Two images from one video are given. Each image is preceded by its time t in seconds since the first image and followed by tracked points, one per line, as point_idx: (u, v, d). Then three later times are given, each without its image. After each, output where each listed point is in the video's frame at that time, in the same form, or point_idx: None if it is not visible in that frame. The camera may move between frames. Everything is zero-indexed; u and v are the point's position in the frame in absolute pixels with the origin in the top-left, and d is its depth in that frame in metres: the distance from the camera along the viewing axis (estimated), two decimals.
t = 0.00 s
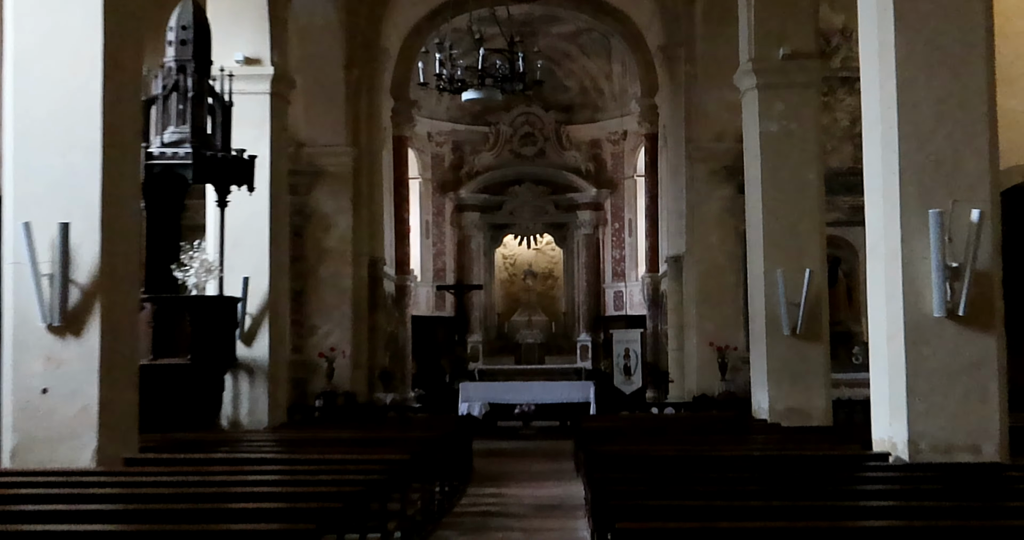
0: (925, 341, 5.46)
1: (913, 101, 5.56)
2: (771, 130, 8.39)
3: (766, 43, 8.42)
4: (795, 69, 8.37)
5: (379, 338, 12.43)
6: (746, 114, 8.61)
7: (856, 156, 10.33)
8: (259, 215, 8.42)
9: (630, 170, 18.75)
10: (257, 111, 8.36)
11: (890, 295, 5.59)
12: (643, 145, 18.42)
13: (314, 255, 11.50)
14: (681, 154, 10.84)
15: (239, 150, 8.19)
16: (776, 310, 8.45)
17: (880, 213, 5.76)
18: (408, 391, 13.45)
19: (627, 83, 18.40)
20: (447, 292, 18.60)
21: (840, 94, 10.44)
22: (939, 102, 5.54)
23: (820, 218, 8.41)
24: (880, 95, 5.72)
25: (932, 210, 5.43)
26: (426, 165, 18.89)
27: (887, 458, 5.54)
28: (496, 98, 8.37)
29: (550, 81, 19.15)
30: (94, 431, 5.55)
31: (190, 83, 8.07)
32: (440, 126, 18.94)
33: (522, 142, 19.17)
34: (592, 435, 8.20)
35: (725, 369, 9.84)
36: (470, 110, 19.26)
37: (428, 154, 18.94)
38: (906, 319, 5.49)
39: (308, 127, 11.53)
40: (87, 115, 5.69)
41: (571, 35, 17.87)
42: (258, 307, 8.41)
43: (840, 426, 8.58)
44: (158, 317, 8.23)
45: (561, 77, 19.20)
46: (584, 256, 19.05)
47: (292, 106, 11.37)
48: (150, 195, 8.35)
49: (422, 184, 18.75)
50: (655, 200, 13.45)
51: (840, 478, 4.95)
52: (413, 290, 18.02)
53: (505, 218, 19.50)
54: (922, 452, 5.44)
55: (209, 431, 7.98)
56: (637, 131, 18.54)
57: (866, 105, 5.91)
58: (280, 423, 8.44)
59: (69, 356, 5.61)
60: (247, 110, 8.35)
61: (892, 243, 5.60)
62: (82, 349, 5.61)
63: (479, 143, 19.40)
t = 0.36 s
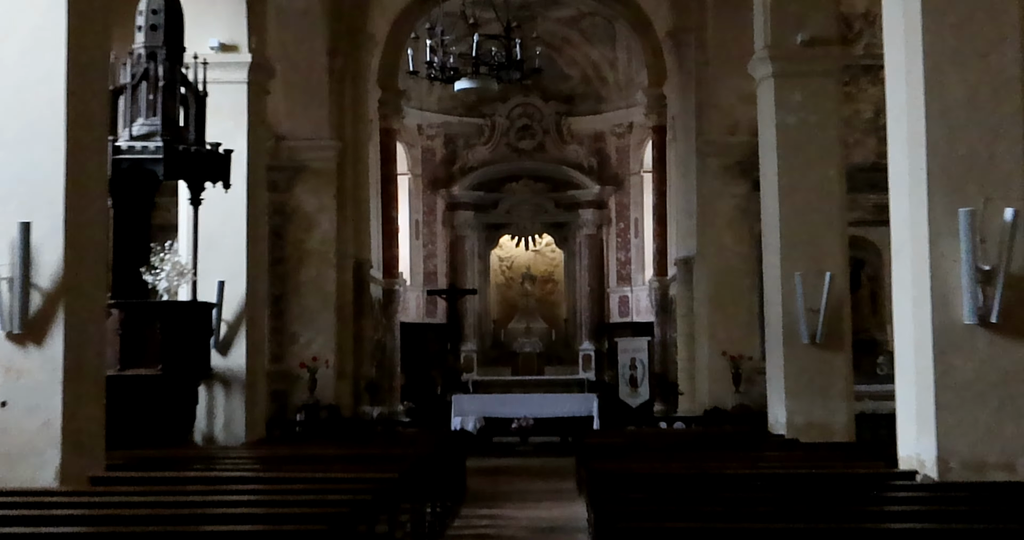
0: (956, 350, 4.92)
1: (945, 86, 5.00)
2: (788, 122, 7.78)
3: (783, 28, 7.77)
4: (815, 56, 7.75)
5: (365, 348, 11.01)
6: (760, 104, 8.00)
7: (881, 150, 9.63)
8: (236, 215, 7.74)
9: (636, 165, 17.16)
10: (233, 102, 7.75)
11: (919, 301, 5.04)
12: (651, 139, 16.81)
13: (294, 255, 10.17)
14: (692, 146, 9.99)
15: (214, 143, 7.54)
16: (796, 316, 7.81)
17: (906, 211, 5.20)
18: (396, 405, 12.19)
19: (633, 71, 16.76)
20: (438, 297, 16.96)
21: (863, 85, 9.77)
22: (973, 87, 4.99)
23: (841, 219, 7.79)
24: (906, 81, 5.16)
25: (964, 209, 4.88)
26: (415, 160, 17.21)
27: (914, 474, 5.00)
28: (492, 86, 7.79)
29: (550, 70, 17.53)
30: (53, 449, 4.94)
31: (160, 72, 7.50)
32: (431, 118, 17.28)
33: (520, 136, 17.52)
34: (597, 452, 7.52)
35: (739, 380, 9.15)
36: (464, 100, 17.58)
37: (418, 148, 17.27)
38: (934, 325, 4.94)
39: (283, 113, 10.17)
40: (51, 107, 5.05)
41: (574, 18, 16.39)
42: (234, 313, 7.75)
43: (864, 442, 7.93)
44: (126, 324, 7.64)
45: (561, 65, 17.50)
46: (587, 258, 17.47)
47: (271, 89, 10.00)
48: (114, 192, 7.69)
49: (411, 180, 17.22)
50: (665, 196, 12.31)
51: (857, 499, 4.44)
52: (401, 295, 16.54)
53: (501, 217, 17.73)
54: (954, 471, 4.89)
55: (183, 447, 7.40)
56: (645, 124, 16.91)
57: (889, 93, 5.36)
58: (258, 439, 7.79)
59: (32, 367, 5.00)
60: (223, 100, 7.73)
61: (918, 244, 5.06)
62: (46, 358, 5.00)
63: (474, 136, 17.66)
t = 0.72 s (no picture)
0: (991, 366, 4.54)
1: (981, 80, 4.60)
2: (812, 121, 7.20)
3: (805, 18, 7.18)
4: (841, 50, 7.17)
5: (354, 364, 10.08)
6: (781, 101, 7.41)
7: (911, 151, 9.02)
8: (213, 220, 7.14)
9: (646, 167, 15.98)
10: (211, 98, 7.16)
11: (950, 316, 4.65)
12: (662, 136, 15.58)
13: (279, 265, 9.34)
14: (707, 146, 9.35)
15: (190, 144, 6.95)
16: (819, 331, 7.22)
17: (932, 219, 4.81)
18: (389, 426, 11.24)
19: (643, 64, 15.59)
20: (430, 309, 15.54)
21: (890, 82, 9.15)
22: (1012, 79, 4.59)
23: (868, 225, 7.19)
24: (936, 75, 4.74)
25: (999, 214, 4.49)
26: (409, 161, 15.93)
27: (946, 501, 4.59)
28: (491, 81, 7.26)
29: (554, 65, 16.31)
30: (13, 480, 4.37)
31: (132, 66, 6.93)
32: (424, 115, 15.96)
33: (520, 135, 16.23)
34: (605, 478, 6.88)
35: (758, 401, 8.47)
36: (460, 97, 16.33)
37: (411, 148, 16.01)
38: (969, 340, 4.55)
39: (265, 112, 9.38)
40: (11, 104, 4.45)
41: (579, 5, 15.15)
42: (212, 328, 7.16)
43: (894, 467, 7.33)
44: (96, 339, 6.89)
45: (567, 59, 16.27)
46: (593, 268, 16.09)
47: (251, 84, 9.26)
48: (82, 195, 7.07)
49: (403, 183, 15.91)
50: (678, 201, 11.51)
51: (895, 531, 3.85)
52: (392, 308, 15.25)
53: (500, 223, 16.36)
54: (991, 498, 4.50)
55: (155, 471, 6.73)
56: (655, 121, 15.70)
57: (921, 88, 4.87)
58: (237, 464, 7.19)
59: None
60: (200, 97, 7.15)
61: (949, 251, 4.67)
62: (8, 377, 4.41)
63: (471, 136, 16.35)
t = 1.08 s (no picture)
0: None
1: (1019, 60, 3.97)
2: (835, 120, 6.66)
3: (827, 8, 6.64)
4: (867, 43, 6.62)
5: (340, 384, 9.48)
6: (801, 99, 6.86)
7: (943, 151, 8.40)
8: (187, 227, 6.58)
9: (655, 170, 14.47)
10: (185, 94, 6.62)
11: (985, 328, 4.00)
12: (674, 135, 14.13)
13: (257, 276, 8.76)
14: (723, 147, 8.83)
15: (163, 144, 6.42)
16: (846, 347, 6.66)
17: (963, 226, 4.18)
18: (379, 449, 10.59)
19: (653, 58, 14.21)
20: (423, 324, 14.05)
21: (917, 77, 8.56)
22: None
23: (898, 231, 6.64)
24: (965, 55, 4.10)
25: None
26: (399, 162, 14.37)
27: None
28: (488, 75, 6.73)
29: (555, 58, 14.85)
30: None
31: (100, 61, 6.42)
32: (416, 114, 14.47)
33: (520, 135, 14.69)
34: (614, 507, 6.28)
35: (778, 422, 8.01)
36: (455, 94, 14.84)
37: (402, 148, 14.42)
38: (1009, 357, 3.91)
39: (245, 111, 8.78)
40: None
41: None
42: (186, 343, 6.58)
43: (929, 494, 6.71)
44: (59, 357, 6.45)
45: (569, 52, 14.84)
46: (599, 278, 14.62)
47: (229, 80, 8.65)
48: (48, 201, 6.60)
49: (394, 187, 14.36)
50: (690, 205, 10.95)
51: None
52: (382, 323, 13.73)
53: (500, 230, 14.85)
54: None
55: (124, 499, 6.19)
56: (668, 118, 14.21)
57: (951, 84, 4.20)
58: (213, 491, 6.61)
59: None
60: (173, 95, 6.60)
61: (983, 256, 4.02)
62: None
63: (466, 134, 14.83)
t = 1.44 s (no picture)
0: None
1: None
2: (862, 114, 6.16)
3: None
4: (896, 31, 6.12)
5: (327, 399, 8.94)
6: (824, 91, 6.36)
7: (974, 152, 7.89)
8: (161, 230, 6.10)
9: (667, 169, 13.60)
10: (159, 86, 6.10)
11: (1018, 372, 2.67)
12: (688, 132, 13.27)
13: (238, 283, 8.27)
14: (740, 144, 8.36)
15: (135, 140, 5.93)
16: (874, 362, 6.15)
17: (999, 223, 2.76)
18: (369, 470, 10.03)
19: (666, 49, 13.21)
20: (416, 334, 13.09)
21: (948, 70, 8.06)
22: None
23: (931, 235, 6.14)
24: None
25: None
26: (390, 160, 13.55)
27: None
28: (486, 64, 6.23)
29: (558, 49, 13.94)
30: None
31: (68, 50, 5.85)
32: (409, 108, 13.58)
33: (521, 130, 13.86)
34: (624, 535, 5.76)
35: (799, 441, 7.51)
36: (451, 86, 13.90)
37: (395, 145, 13.57)
38: None
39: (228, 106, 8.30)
40: None
41: None
42: (160, 356, 6.08)
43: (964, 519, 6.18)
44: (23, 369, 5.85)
45: (574, 42, 13.94)
46: (606, 286, 13.62)
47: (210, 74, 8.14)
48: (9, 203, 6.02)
49: (385, 186, 13.47)
50: (704, 207, 10.39)
51: None
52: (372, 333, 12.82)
53: (498, 233, 13.85)
54: None
55: (94, 523, 5.67)
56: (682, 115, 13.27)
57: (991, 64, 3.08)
58: (190, 514, 6.12)
59: None
60: (146, 87, 6.09)
61: None
62: None
63: (463, 131, 13.92)
